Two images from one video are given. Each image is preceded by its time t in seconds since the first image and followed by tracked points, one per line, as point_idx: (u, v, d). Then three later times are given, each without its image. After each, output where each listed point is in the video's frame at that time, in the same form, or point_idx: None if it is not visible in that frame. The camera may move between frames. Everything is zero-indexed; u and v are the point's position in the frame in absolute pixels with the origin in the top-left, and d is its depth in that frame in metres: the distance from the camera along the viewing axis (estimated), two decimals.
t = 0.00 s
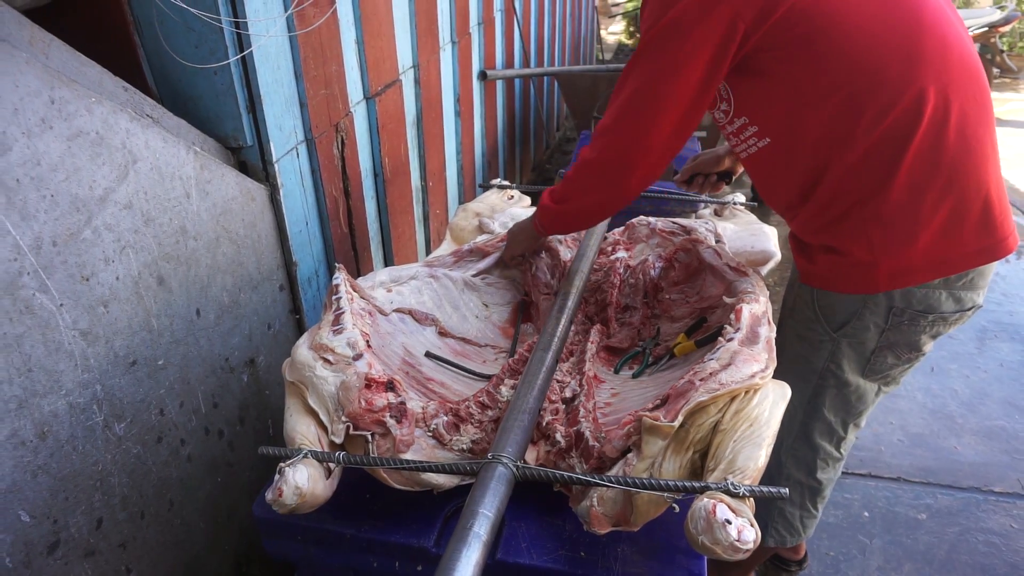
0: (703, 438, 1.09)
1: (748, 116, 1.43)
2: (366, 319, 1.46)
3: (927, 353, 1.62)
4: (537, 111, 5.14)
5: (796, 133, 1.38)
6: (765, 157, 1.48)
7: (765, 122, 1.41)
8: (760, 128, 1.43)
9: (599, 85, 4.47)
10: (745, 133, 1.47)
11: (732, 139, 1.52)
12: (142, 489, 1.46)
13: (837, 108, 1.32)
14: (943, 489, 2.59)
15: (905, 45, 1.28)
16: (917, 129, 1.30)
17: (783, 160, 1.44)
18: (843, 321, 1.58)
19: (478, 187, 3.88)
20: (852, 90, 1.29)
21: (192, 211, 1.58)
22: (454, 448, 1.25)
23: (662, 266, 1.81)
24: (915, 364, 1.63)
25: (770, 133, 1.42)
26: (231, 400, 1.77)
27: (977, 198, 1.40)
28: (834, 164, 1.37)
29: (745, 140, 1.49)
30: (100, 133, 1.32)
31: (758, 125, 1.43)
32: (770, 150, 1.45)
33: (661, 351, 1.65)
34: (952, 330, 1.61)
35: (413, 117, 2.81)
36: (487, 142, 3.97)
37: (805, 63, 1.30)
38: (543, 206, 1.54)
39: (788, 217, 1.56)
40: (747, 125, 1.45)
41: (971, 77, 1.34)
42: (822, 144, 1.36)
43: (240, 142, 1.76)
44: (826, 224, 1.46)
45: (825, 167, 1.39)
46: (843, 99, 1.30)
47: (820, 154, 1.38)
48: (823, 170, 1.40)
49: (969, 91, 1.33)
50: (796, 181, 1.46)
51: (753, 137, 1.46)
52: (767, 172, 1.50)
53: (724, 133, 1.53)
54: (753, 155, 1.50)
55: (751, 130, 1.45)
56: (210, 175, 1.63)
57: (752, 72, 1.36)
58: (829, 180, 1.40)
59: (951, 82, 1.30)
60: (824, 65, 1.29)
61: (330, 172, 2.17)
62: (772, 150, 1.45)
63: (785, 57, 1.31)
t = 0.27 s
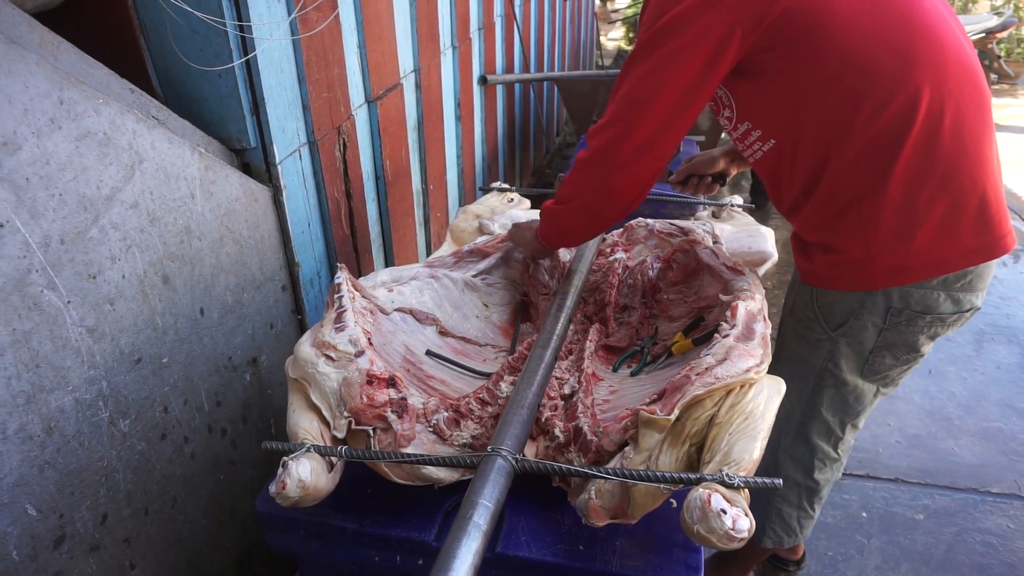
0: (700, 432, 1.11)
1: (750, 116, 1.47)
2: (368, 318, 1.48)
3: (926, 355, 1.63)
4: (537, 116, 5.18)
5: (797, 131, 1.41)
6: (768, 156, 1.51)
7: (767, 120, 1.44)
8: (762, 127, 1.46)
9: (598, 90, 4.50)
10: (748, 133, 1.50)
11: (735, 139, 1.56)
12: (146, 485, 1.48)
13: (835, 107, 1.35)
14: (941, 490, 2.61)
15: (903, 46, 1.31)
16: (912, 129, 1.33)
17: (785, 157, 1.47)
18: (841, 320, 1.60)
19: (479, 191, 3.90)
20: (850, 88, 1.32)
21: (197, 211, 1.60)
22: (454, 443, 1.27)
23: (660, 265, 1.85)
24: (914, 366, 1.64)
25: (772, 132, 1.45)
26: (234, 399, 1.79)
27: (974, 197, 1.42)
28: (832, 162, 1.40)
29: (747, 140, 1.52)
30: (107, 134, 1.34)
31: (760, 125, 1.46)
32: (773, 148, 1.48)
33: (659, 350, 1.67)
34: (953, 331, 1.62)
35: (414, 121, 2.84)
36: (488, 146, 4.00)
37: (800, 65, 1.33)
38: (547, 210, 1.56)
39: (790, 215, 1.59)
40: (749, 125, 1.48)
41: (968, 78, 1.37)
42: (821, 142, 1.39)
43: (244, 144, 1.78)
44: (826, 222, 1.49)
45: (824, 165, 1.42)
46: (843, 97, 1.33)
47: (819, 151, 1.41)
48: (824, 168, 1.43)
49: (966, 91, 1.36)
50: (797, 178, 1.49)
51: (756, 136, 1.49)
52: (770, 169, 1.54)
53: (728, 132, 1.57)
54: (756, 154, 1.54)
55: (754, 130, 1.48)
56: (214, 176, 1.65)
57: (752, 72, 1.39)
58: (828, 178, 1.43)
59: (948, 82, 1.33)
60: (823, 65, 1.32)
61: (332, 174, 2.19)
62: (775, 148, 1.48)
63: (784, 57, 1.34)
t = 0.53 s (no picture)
0: (694, 428, 1.12)
1: (746, 117, 1.49)
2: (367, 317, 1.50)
3: (921, 354, 1.65)
4: (537, 120, 5.20)
5: (791, 130, 1.44)
6: (764, 156, 1.53)
7: (762, 121, 1.47)
8: (758, 127, 1.49)
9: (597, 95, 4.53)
10: (745, 134, 1.53)
11: (734, 140, 1.58)
12: (147, 483, 1.50)
13: (828, 107, 1.37)
14: (937, 491, 2.62)
15: (897, 46, 1.33)
16: (905, 128, 1.35)
17: (781, 157, 1.50)
18: (837, 319, 1.62)
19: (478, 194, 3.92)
20: (842, 88, 1.35)
21: (198, 212, 1.63)
22: (452, 440, 1.29)
23: (657, 267, 1.85)
24: (909, 365, 1.66)
25: (767, 132, 1.48)
26: (235, 398, 1.80)
27: (967, 196, 1.43)
28: (826, 160, 1.43)
29: (745, 140, 1.54)
30: (112, 135, 1.36)
31: (755, 126, 1.49)
32: (768, 148, 1.50)
33: (655, 350, 1.68)
34: (949, 330, 1.64)
35: (414, 125, 2.86)
36: (487, 150, 4.03)
37: (794, 65, 1.36)
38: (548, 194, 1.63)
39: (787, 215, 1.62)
40: (746, 126, 1.51)
41: (962, 79, 1.38)
42: (814, 141, 1.42)
43: (246, 146, 1.81)
44: (821, 221, 1.51)
45: (818, 163, 1.45)
46: (836, 97, 1.36)
47: (813, 150, 1.43)
48: (818, 168, 1.45)
49: (961, 93, 1.38)
50: (793, 178, 1.51)
51: (752, 137, 1.52)
52: (767, 170, 1.56)
53: (727, 133, 1.59)
54: (753, 155, 1.56)
55: (750, 130, 1.51)
56: (216, 178, 1.67)
57: (748, 73, 1.42)
58: (822, 177, 1.45)
59: (942, 83, 1.35)
60: (817, 66, 1.34)
61: (333, 177, 2.21)
62: (770, 149, 1.50)
63: (779, 56, 1.36)
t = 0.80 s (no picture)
0: (691, 425, 1.14)
1: (741, 121, 1.52)
2: (369, 317, 1.51)
3: (916, 358, 1.66)
4: (537, 124, 5.23)
5: (785, 133, 1.46)
6: (759, 160, 1.56)
7: (757, 124, 1.49)
8: (753, 131, 1.51)
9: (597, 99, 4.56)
10: (741, 138, 1.55)
11: (730, 145, 1.60)
12: (151, 480, 1.51)
13: (820, 108, 1.39)
14: (935, 492, 2.63)
15: (889, 50, 1.35)
16: (897, 130, 1.36)
17: (775, 161, 1.52)
18: (832, 320, 1.64)
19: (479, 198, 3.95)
20: (834, 90, 1.37)
21: (202, 213, 1.65)
22: (452, 438, 1.31)
23: (656, 268, 1.87)
24: (904, 368, 1.68)
25: (762, 136, 1.50)
26: (238, 398, 1.82)
27: (961, 199, 1.44)
28: (819, 162, 1.45)
29: (740, 144, 1.57)
30: (117, 137, 1.39)
31: (750, 129, 1.51)
32: (763, 152, 1.53)
33: (653, 351, 1.70)
34: (945, 333, 1.66)
35: (416, 128, 2.89)
36: (488, 154, 4.05)
37: (788, 68, 1.38)
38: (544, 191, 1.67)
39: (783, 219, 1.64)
40: (741, 129, 1.53)
41: (955, 83, 1.40)
42: (808, 143, 1.44)
43: (249, 148, 1.83)
44: (817, 223, 1.53)
45: (812, 165, 1.47)
46: (828, 99, 1.38)
47: (807, 152, 1.45)
48: (812, 170, 1.47)
49: (954, 96, 1.39)
50: (788, 181, 1.53)
51: (747, 141, 1.54)
52: (762, 174, 1.58)
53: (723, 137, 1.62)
54: (749, 159, 1.58)
55: (745, 134, 1.53)
56: (219, 180, 1.69)
57: (742, 77, 1.44)
58: (817, 178, 1.47)
59: (934, 86, 1.37)
60: (809, 69, 1.37)
61: (335, 179, 2.24)
62: (765, 152, 1.52)
63: (772, 59, 1.38)
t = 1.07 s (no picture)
0: (690, 425, 1.16)
1: (744, 125, 1.55)
2: (372, 319, 1.53)
3: (916, 363, 1.67)
4: (538, 130, 5.26)
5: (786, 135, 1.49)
6: (762, 163, 1.58)
7: (759, 128, 1.52)
8: (755, 134, 1.54)
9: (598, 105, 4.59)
10: (743, 141, 1.58)
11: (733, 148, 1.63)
12: (156, 480, 1.53)
13: (819, 112, 1.41)
14: (934, 495, 2.64)
15: (886, 54, 1.37)
16: (894, 134, 1.38)
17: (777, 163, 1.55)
18: (831, 325, 1.66)
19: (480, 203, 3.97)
20: (832, 93, 1.39)
21: (208, 217, 1.67)
22: (455, 439, 1.33)
23: (656, 272, 1.89)
24: (903, 374, 1.69)
25: (764, 139, 1.53)
26: (242, 400, 1.84)
27: (958, 203, 1.46)
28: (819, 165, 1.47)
29: (743, 147, 1.60)
30: (126, 141, 1.41)
31: (752, 132, 1.54)
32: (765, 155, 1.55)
33: (653, 353, 1.72)
34: (944, 338, 1.67)
35: (418, 134, 2.91)
36: (489, 160, 4.08)
37: (787, 72, 1.40)
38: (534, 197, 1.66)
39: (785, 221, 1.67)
40: (744, 133, 1.56)
41: (952, 88, 1.42)
42: (808, 146, 1.46)
43: (253, 153, 1.85)
44: (817, 225, 1.56)
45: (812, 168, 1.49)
46: (826, 103, 1.40)
47: (807, 155, 1.48)
48: (813, 172, 1.50)
49: (950, 101, 1.41)
50: (789, 183, 1.56)
51: (750, 144, 1.57)
52: (765, 176, 1.61)
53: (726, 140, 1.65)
54: (752, 162, 1.61)
55: (747, 137, 1.56)
56: (225, 184, 1.72)
57: (742, 82, 1.47)
58: (816, 181, 1.49)
59: (931, 90, 1.39)
60: (808, 73, 1.39)
61: (338, 184, 2.26)
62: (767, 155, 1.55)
63: (771, 64, 1.41)
